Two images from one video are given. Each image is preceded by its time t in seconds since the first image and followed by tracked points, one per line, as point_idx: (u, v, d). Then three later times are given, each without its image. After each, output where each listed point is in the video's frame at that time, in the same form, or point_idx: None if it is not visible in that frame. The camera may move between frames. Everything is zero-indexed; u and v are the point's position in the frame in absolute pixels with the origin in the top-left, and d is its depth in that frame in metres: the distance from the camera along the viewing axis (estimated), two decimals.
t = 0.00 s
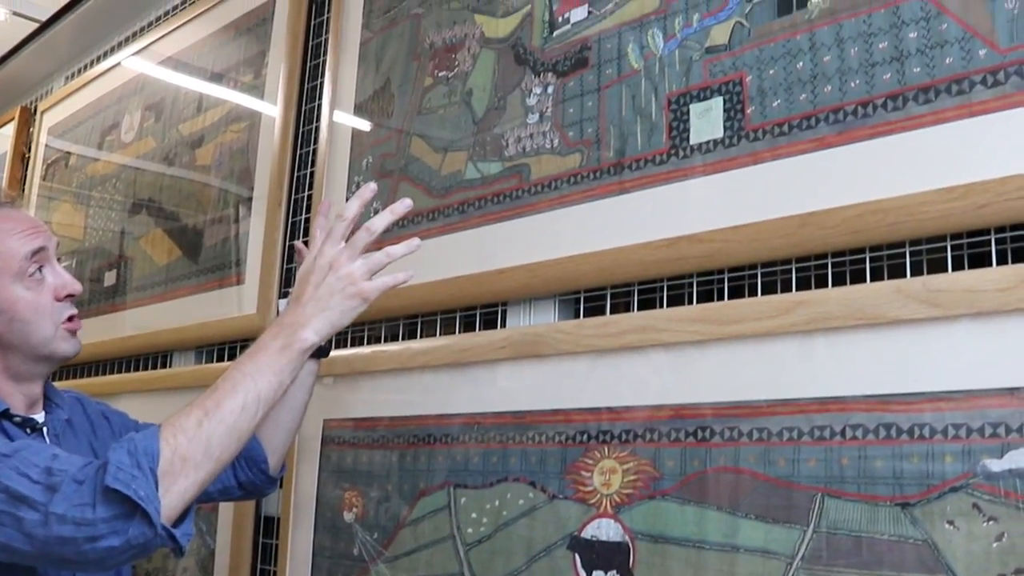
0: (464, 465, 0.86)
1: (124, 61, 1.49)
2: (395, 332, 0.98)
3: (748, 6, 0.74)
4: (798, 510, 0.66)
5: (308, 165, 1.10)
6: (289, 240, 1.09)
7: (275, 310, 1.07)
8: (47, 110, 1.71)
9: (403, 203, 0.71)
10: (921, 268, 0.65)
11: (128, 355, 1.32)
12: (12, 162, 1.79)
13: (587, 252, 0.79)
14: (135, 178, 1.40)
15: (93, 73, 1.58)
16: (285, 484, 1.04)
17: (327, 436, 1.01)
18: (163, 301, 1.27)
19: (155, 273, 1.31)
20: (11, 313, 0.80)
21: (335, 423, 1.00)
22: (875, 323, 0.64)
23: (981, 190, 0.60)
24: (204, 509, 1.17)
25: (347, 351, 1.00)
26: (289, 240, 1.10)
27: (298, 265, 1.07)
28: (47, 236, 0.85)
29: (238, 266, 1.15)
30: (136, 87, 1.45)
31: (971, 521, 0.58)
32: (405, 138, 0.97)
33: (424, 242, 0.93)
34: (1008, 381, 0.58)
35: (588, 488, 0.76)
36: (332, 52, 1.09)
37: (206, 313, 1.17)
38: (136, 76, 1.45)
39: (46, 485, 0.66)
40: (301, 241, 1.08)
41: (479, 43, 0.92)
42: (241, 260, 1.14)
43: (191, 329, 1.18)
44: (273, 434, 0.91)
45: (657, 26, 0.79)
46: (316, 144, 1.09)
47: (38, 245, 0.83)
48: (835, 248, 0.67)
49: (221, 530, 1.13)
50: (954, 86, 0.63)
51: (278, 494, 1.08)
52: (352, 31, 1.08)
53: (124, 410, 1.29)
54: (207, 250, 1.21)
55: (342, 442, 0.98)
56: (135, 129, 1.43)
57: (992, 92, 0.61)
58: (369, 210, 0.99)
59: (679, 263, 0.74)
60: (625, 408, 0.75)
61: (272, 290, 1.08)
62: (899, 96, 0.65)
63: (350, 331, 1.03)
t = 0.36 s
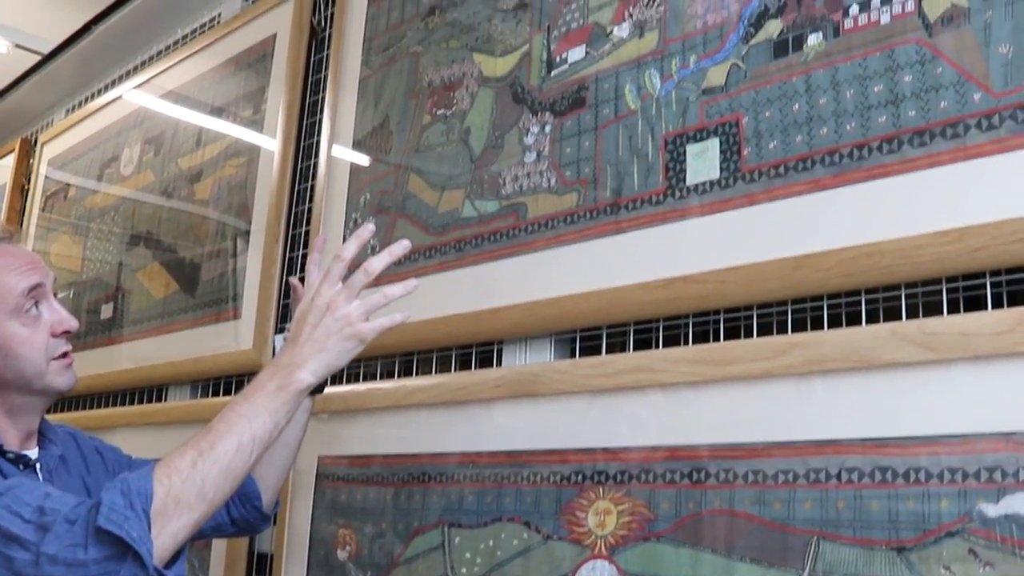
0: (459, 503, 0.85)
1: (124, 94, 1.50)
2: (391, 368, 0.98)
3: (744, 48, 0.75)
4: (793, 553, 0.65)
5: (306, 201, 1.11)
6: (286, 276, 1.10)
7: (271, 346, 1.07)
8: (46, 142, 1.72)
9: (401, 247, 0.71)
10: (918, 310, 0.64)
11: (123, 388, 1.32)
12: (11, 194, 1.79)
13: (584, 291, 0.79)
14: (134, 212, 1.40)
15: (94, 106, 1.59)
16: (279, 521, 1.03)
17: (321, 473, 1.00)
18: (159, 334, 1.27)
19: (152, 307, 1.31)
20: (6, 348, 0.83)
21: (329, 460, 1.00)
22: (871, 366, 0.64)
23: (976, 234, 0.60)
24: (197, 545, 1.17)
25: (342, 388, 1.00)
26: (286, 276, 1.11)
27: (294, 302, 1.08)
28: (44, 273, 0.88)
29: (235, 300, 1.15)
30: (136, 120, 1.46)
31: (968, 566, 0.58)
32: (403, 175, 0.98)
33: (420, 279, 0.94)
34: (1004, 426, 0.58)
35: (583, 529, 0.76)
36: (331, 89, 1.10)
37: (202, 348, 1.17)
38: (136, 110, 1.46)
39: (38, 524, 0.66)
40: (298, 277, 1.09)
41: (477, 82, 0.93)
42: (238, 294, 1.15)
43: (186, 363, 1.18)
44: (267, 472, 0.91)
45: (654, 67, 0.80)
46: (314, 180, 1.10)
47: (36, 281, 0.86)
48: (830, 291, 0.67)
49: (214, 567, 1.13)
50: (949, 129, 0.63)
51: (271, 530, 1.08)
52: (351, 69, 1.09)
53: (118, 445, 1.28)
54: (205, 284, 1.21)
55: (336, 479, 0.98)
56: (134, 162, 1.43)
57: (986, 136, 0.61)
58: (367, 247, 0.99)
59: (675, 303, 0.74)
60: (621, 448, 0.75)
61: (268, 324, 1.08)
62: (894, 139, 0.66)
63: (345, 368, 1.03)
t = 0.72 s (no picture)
0: (455, 533, 0.85)
1: (127, 120, 1.51)
2: (389, 398, 0.98)
3: (744, 81, 0.75)
4: None
5: (306, 229, 1.11)
6: (285, 304, 1.10)
7: (269, 374, 1.07)
8: (48, 166, 1.73)
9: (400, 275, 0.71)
10: (916, 345, 0.64)
11: (121, 414, 1.32)
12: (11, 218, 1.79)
13: (582, 322, 0.79)
14: (134, 237, 1.41)
15: (96, 130, 1.60)
16: (274, 549, 1.03)
17: (318, 501, 1.00)
18: (157, 359, 1.27)
19: (150, 332, 1.31)
20: (4, 373, 0.83)
21: (326, 489, 1.00)
22: (869, 401, 0.64)
23: (976, 268, 0.60)
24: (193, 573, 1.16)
25: (339, 416, 1.00)
26: (285, 303, 1.11)
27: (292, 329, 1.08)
28: (41, 297, 0.88)
29: (235, 327, 1.15)
30: (138, 146, 1.47)
31: None
32: (403, 204, 0.99)
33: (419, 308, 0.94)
34: (1003, 462, 0.57)
35: (580, 560, 0.76)
36: (333, 116, 1.11)
37: (200, 374, 1.17)
38: (138, 135, 1.47)
39: (32, 552, 0.66)
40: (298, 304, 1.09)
41: (478, 112, 0.94)
42: (237, 320, 1.15)
43: (184, 389, 1.18)
44: (265, 501, 0.91)
45: (655, 99, 0.80)
46: (315, 207, 1.11)
47: (34, 306, 0.86)
48: (828, 326, 0.67)
49: None
50: (949, 164, 0.63)
51: (267, 558, 1.07)
52: (353, 97, 1.10)
53: (114, 471, 1.28)
54: (204, 310, 1.22)
55: (332, 508, 0.98)
56: (135, 188, 1.44)
57: (986, 171, 0.61)
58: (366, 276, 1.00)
59: (673, 335, 0.74)
60: (619, 480, 0.75)
61: (267, 350, 1.08)
62: (893, 173, 0.66)
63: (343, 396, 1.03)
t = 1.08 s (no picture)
0: (456, 562, 0.85)
1: (127, 149, 1.52)
2: (389, 427, 0.98)
3: (742, 109, 0.75)
4: None
5: (306, 257, 1.12)
6: (285, 332, 1.10)
7: (269, 403, 1.07)
8: (48, 195, 1.74)
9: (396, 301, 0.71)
10: (916, 372, 0.64)
11: (121, 444, 1.32)
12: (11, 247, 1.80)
13: (581, 350, 0.79)
14: (134, 266, 1.41)
15: (96, 159, 1.61)
16: None
17: (318, 530, 1.00)
18: (157, 388, 1.27)
19: (151, 362, 1.31)
20: (3, 405, 0.84)
21: (326, 518, 0.99)
22: (870, 427, 0.63)
23: (975, 295, 0.59)
24: None
25: (339, 445, 1.00)
26: (285, 332, 1.11)
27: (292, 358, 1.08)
28: (40, 327, 0.88)
29: (235, 356, 1.15)
30: (138, 175, 1.47)
31: None
32: (403, 232, 0.99)
33: (418, 336, 0.94)
34: (1005, 489, 0.57)
35: None
36: (332, 144, 1.11)
37: (200, 403, 1.17)
38: (138, 164, 1.48)
39: None
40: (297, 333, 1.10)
41: (477, 140, 0.95)
42: (237, 349, 1.15)
43: (184, 418, 1.17)
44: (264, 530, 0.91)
45: (653, 127, 0.81)
46: (314, 236, 1.11)
47: (32, 336, 0.87)
48: (828, 353, 0.67)
49: None
50: (946, 191, 0.63)
51: None
52: (352, 125, 1.10)
53: (115, 501, 1.27)
54: (204, 339, 1.22)
55: (333, 537, 0.98)
56: (135, 217, 1.44)
57: (983, 198, 0.62)
58: (365, 305, 1.00)
59: (672, 362, 0.74)
60: (620, 508, 0.75)
61: (267, 379, 1.09)
62: (891, 200, 0.66)
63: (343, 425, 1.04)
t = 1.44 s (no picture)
0: None
1: (124, 174, 1.53)
2: (386, 452, 0.98)
3: (734, 132, 0.76)
4: None
5: (302, 282, 1.12)
6: (283, 357, 1.10)
7: (267, 429, 1.07)
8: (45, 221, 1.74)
9: (389, 327, 0.71)
10: (911, 394, 0.64)
11: (118, 471, 1.32)
12: (8, 273, 1.80)
13: (576, 375, 0.79)
14: (130, 291, 1.41)
15: (93, 185, 1.61)
16: None
17: (316, 556, 1.00)
18: (154, 415, 1.27)
19: (148, 388, 1.31)
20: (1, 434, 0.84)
21: (324, 544, 0.99)
22: (865, 450, 0.63)
23: (968, 317, 0.59)
24: None
25: (336, 471, 1.00)
26: (282, 357, 1.11)
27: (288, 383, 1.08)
28: (37, 355, 0.89)
29: (232, 381, 1.15)
30: (135, 200, 1.48)
31: None
32: (398, 256, 1.00)
33: (415, 360, 0.94)
34: (1001, 511, 0.57)
35: None
36: (328, 169, 1.12)
37: (197, 429, 1.17)
38: (134, 190, 1.48)
39: None
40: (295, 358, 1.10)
41: (472, 165, 0.96)
42: (234, 374, 1.15)
43: (181, 444, 1.17)
44: (260, 556, 0.92)
45: (646, 151, 0.81)
46: (310, 261, 1.11)
47: (29, 365, 0.87)
48: (822, 377, 0.67)
49: None
50: (939, 213, 0.63)
51: None
52: (347, 148, 1.11)
53: (111, 529, 1.27)
54: (200, 364, 1.22)
55: (331, 563, 0.98)
56: (131, 242, 1.45)
57: (976, 220, 0.61)
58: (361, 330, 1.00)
59: (668, 386, 0.74)
60: (616, 532, 0.75)
61: (264, 404, 1.09)
62: (884, 223, 0.66)
63: (340, 450, 1.04)
